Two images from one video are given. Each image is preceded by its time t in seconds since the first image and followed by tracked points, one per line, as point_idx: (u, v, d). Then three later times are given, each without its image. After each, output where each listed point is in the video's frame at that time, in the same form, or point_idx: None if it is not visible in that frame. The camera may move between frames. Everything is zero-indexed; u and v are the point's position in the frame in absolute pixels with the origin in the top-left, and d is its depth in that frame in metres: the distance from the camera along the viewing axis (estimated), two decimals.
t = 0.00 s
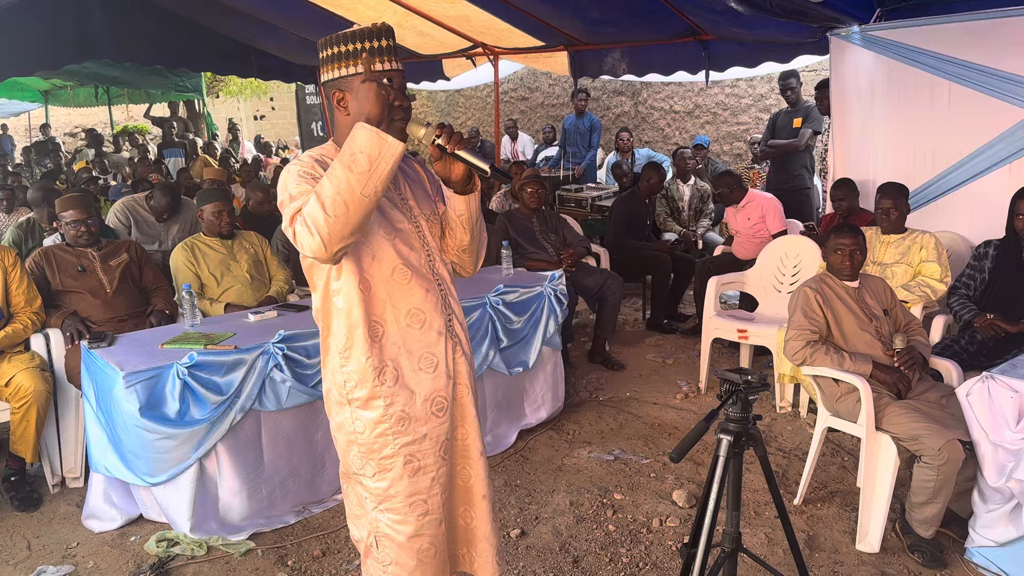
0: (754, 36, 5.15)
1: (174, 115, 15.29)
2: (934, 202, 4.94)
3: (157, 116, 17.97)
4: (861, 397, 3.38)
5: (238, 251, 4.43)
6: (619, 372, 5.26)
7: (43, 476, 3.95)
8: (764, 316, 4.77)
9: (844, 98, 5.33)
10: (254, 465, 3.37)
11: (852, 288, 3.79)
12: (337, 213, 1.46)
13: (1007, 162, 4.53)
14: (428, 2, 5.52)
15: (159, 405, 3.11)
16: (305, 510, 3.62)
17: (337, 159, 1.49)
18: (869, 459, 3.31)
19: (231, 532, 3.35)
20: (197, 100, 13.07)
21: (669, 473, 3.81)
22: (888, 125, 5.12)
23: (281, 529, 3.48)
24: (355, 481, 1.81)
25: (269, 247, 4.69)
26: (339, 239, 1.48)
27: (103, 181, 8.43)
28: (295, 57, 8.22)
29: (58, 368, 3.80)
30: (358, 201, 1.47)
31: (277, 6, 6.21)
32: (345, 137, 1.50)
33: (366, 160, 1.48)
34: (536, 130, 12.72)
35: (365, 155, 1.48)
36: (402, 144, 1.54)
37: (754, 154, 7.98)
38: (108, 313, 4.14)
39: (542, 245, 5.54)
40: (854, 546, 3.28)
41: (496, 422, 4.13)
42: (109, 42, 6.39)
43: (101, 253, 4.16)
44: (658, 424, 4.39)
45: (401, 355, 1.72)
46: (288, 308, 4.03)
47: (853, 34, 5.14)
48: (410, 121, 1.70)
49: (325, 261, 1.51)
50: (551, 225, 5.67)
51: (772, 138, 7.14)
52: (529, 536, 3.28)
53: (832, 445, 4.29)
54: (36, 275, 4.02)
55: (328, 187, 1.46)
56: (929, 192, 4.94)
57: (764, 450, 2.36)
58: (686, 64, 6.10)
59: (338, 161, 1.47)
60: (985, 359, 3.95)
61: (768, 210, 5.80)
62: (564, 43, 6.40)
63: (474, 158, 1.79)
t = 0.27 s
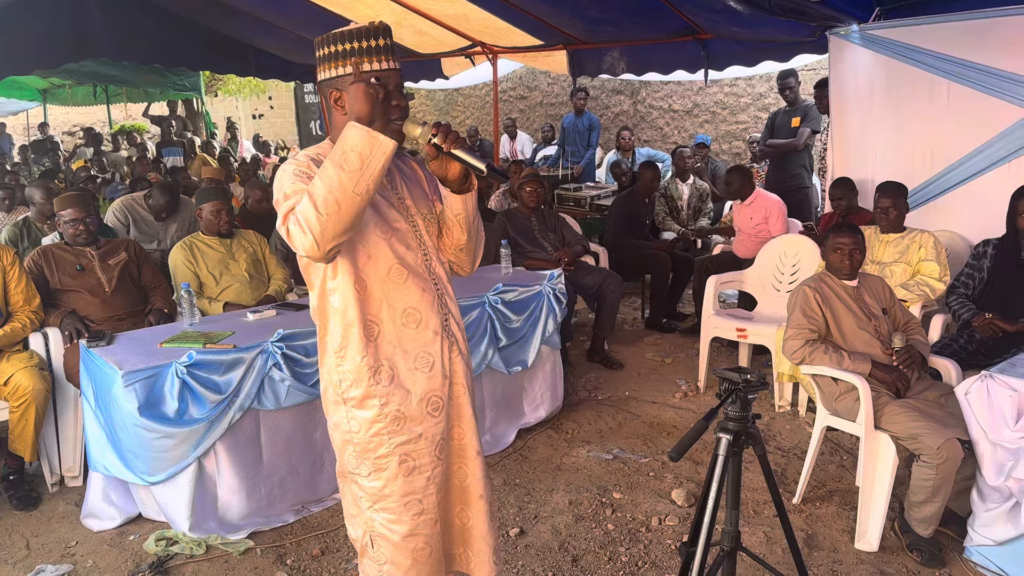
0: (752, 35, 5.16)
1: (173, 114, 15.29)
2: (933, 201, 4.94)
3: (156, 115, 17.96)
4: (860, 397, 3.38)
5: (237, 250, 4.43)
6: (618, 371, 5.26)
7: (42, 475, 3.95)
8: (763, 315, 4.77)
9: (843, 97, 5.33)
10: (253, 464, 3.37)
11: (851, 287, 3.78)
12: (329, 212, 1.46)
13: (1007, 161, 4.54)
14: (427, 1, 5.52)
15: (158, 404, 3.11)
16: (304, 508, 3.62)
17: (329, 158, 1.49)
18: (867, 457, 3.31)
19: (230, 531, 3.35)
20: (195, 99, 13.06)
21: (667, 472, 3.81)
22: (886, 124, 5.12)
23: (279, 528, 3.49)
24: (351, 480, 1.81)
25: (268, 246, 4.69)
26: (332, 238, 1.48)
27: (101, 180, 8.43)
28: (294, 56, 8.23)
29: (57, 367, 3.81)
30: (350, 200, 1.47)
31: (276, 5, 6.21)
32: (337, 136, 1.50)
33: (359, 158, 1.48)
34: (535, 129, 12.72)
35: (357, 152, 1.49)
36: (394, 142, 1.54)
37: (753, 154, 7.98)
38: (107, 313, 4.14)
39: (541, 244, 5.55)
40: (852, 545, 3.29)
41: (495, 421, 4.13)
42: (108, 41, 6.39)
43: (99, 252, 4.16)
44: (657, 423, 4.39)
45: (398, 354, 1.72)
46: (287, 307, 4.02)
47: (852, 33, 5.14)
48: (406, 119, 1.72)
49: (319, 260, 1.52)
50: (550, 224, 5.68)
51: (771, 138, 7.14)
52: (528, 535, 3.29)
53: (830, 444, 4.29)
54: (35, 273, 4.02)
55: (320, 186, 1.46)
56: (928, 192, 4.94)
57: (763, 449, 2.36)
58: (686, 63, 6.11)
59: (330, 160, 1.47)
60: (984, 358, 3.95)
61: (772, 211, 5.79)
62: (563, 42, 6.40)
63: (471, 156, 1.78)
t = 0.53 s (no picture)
0: (752, 34, 5.16)
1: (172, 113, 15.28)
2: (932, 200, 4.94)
3: (155, 114, 17.96)
4: (859, 395, 3.38)
5: (236, 249, 4.43)
6: (617, 370, 5.26)
7: (41, 475, 3.95)
8: (762, 314, 4.77)
9: (842, 97, 5.32)
10: (252, 463, 3.37)
11: (850, 287, 3.78)
12: (329, 217, 1.47)
13: (1006, 160, 4.54)
14: None
15: (158, 403, 3.11)
16: (304, 508, 3.62)
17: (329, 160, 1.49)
18: (867, 456, 3.31)
19: (229, 531, 3.35)
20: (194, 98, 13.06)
21: (666, 471, 3.81)
22: (886, 124, 5.11)
23: (279, 527, 3.48)
24: (349, 481, 1.81)
25: (268, 245, 4.69)
26: (331, 241, 1.48)
27: (101, 179, 8.43)
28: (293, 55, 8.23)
29: (56, 366, 3.81)
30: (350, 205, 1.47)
31: (276, 4, 6.21)
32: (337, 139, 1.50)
33: (359, 161, 1.48)
34: (534, 128, 12.73)
35: (357, 156, 1.48)
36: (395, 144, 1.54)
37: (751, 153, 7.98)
38: (106, 312, 4.14)
39: (541, 243, 5.55)
40: (851, 544, 3.29)
41: (494, 420, 4.13)
42: (107, 40, 6.39)
43: (98, 251, 4.16)
44: (656, 422, 4.39)
45: (397, 355, 1.72)
46: (286, 306, 4.02)
47: (851, 33, 5.14)
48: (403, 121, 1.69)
49: (317, 262, 1.52)
50: (550, 223, 5.68)
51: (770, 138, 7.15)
52: (527, 534, 3.29)
53: (830, 443, 4.29)
54: (34, 273, 4.02)
55: (320, 190, 1.46)
56: (928, 191, 4.94)
57: (762, 448, 2.36)
58: (685, 62, 6.11)
59: (331, 163, 1.47)
60: (983, 357, 3.95)
61: (779, 211, 5.86)
62: (562, 41, 6.40)
63: (469, 156, 1.79)
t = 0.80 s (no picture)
0: (751, 33, 5.16)
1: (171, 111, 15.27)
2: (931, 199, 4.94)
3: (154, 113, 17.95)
4: (858, 394, 3.38)
5: (236, 248, 4.43)
6: (616, 369, 5.26)
7: (40, 474, 3.95)
8: (761, 313, 4.77)
9: (841, 95, 5.32)
10: (251, 462, 3.37)
11: (849, 285, 3.79)
12: (337, 260, 1.47)
13: (1006, 159, 4.54)
14: None
15: (157, 402, 3.11)
16: (303, 506, 3.62)
17: (356, 206, 1.49)
18: (865, 454, 3.31)
19: (229, 529, 3.35)
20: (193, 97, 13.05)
21: (666, 469, 3.81)
22: (885, 123, 5.11)
23: (279, 525, 3.48)
24: (351, 484, 1.80)
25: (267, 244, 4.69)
26: (329, 282, 1.49)
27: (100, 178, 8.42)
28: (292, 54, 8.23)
29: (56, 365, 3.81)
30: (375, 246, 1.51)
31: (275, 3, 6.20)
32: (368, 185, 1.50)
33: (386, 216, 1.50)
34: (534, 127, 12.72)
35: (385, 212, 1.50)
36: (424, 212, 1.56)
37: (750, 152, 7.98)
38: (105, 311, 4.14)
39: (540, 242, 5.55)
40: (851, 542, 3.29)
41: (494, 419, 4.13)
42: (106, 39, 6.39)
43: (98, 250, 4.16)
44: (656, 421, 4.40)
45: (397, 357, 1.71)
46: (286, 305, 4.02)
47: (850, 31, 5.14)
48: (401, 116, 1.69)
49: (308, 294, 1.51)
50: (549, 221, 5.68)
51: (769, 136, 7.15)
52: (527, 532, 3.29)
53: (829, 442, 4.29)
54: (33, 272, 4.02)
55: (338, 231, 1.46)
56: (927, 190, 4.94)
57: (761, 447, 2.36)
58: (684, 61, 6.11)
59: (358, 209, 1.48)
60: (982, 356, 3.95)
61: (783, 210, 5.87)
62: (561, 40, 6.40)
63: (466, 156, 1.77)
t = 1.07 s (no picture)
0: (750, 32, 5.16)
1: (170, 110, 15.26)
2: (930, 197, 4.94)
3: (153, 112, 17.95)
4: (857, 392, 3.39)
5: (235, 247, 4.42)
6: (615, 368, 5.26)
7: (40, 473, 3.95)
8: (761, 312, 4.78)
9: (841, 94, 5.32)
10: (251, 461, 3.37)
11: (848, 284, 3.79)
12: (353, 355, 1.56)
13: (1005, 157, 4.53)
14: None
15: (156, 401, 3.11)
16: (302, 505, 3.62)
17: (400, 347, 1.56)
18: (865, 452, 3.31)
19: (228, 528, 3.35)
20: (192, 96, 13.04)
21: (665, 468, 3.81)
22: (885, 121, 5.11)
23: (278, 524, 3.49)
24: (350, 485, 1.79)
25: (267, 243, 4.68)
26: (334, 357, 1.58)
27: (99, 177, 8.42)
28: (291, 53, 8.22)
29: (56, 364, 3.81)
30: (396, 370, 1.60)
31: (274, 1, 6.20)
32: (423, 335, 1.56)
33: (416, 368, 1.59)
34: (533, 126, 12.72)
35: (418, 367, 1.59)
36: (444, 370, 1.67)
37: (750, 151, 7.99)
38: (104, 310, 4.14)
39: (539, 240, 5.55)
40: (850, 541, 3.29)
41: (493, 417, 4.13)
42: (105, 38, 6.38)
43: (97, 249, 4.16)
44: (655, 419, 4.40)
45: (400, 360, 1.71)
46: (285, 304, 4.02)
47: (850, 30, 5.15)
48: (404, 121, 1.76)
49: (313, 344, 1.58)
50: (548, 220, 5.68)
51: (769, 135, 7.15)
52: (527, 531, 3.29)
53: (828, 441, 4.29)
54: (32, 271, 4.02)
55: (370, 343, 1.54)
56: (926, 188, 4.95)
57: (761, 445, 2.36)
58: (684, 59, 6.10)
59: (399, 349, 1.55)
60: (982, 354, 3.95)
61: (782, 210, 5.86)
62: (561, 38, 6.40)
63: (464, 165, 1.80)
